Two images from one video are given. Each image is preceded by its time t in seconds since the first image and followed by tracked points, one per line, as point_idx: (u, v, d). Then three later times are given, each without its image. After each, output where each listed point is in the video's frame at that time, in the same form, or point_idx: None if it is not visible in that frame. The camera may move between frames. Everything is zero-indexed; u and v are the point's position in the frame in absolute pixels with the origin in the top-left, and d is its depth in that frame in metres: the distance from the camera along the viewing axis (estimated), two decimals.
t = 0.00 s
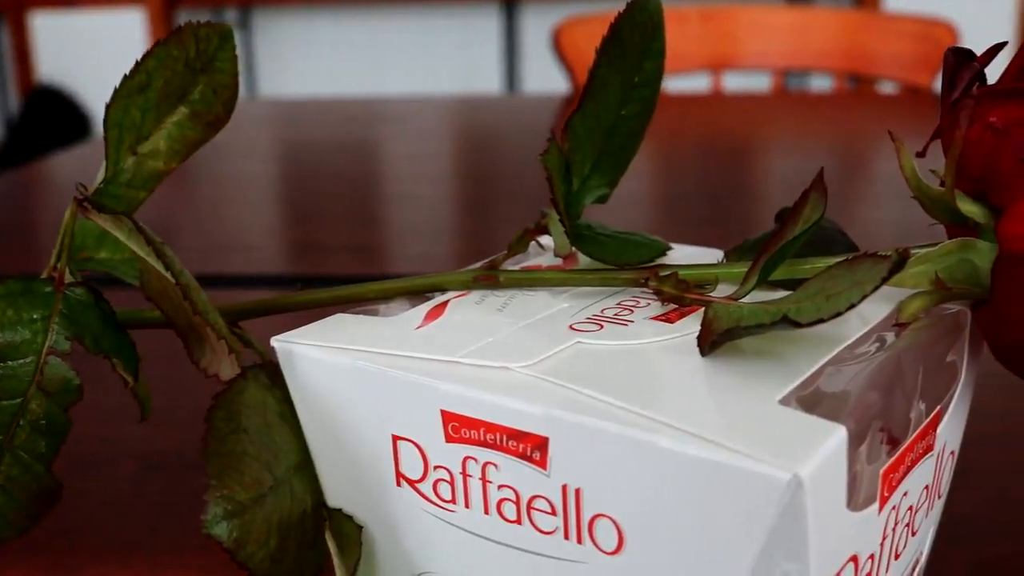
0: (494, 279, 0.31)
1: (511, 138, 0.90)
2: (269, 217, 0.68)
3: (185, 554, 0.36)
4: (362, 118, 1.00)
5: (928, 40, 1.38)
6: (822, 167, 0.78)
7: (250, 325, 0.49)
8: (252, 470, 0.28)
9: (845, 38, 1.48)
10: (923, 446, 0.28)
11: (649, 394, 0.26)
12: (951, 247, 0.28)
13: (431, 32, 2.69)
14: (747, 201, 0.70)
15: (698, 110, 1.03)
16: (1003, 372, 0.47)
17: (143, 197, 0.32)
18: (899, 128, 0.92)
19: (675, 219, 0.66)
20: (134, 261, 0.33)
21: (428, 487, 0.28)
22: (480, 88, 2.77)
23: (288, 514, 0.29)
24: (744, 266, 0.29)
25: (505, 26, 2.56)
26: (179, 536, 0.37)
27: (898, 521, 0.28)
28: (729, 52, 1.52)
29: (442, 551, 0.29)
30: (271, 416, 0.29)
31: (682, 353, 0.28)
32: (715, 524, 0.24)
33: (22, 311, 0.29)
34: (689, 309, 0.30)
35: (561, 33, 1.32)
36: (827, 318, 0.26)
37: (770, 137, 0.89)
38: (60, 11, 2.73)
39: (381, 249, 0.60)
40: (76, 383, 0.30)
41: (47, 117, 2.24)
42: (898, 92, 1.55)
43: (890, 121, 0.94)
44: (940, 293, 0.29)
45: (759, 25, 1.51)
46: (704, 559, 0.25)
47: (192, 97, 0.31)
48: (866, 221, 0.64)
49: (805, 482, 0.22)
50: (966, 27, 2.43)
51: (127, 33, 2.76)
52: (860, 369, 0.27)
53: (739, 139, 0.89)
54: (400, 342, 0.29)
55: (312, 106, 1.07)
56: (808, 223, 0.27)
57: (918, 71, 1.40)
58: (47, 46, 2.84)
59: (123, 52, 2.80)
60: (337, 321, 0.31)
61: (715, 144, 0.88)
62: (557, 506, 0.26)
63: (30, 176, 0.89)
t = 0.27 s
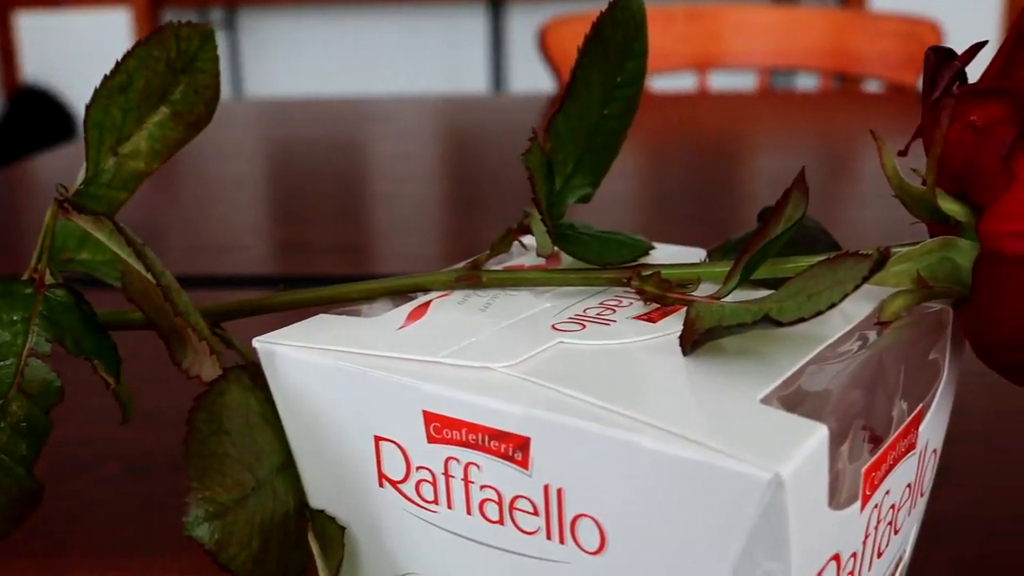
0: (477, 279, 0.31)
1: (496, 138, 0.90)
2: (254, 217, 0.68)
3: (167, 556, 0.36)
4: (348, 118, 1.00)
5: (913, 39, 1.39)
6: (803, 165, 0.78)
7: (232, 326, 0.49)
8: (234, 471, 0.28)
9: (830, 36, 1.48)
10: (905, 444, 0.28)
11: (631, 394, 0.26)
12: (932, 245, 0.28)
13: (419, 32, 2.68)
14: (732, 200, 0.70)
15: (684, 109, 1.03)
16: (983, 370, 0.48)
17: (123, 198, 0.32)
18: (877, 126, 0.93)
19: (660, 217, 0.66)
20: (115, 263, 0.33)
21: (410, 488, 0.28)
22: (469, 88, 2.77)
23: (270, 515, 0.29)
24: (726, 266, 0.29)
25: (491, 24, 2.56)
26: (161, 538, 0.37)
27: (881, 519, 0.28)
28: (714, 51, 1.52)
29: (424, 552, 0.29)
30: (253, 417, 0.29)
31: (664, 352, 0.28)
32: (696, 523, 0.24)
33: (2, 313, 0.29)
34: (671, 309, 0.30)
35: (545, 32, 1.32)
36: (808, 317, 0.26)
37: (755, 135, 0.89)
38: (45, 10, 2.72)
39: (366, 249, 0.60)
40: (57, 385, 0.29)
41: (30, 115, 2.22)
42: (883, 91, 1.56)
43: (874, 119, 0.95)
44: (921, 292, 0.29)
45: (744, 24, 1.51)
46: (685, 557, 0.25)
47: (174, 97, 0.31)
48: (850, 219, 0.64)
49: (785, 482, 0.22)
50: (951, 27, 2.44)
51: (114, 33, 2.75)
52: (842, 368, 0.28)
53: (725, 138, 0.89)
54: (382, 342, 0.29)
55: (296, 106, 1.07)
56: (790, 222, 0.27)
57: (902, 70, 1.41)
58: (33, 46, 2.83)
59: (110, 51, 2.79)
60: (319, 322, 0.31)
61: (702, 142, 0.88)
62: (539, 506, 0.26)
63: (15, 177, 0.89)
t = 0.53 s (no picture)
0: (457, 279, 0.31)
1: (481, 137, 0.89)
2: (239, 217, 0.68)
3: (146, 560, 0.35)
4: (332, 118, 1.00)
5: (896, 37, 1.39)
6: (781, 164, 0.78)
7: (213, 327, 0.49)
8: (214, 473, 0.28)
9: (814, 36, 1.49)
10: (885, 442, 0.28)
11: (612, 394, 0.26)
12: (911, 245, 0.29)
13: (406, 31, 2.68)
14: (716, 199, 0.70)
15: (669, 108, 1.03)
16: (963, 368, 0.48)
17: (103, 199, 0.32)
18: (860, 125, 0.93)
19: (644, 216, 0.66)
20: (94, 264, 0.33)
21: (390, 488, 0.28)
22: (457, 88, 2.77)
23: (250, 517, 0.29)
24: (706, 265, 0.29)
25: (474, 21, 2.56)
26: (138, 541, 0.37)
27: (861, 518, 0.28)
28: (698, 50, 1.52)
29: (406, 553, 0.29)
30: (233, 419, 0.29)
31: (643, 352, 0.28)
32: (675, 522, 0.24)
33: None
34: (652, 308, 0.30)
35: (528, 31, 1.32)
36: (787, 316, 0.26)
37: (740, 134, 0.90)
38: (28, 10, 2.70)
39: (350, 249, 0.60)
40: (35, 387, 0.29)
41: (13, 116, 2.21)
42: (866, 89, 1.56)
43: (858, 119, 0.95)
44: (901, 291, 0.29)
45: (728, 23, 1.51)
46: (665, 557, 0.25)
47: (153, 98, 0.31)
48: (833, 217, 0.65)
49: (765, 481, 0.22)
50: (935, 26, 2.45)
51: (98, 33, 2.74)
52: (822, 366, 0.28)
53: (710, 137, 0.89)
54: (362, 342, 0.29)
55: (279, 106, 1.07)
56: (769, 221, 0.27)
57: (885, 69, 1.42)
58: (18, 46, 2.81)
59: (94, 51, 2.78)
60: (299, 323, 0.31)
61: (687, 141, 0.88)
62: (519, 507, 0.26)
63: None
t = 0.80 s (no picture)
0: (435, 279, 0.31)
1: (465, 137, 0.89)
2: (221, 218, 0.68)
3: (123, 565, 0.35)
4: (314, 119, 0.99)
5: (877, 36, 1.40)
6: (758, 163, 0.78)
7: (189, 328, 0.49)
8: (191, 475, 0.28)
9: (796, 35, 1.49)
10: (864, 441, 0.28)
11: (589, 394, 0.26)
12: (890, 244, 0.29)
13: (394, 31, 2.67)
14: (699, 199, 0.70)
15: (651, 108, 1.03)
16: (941, 367, 0.48)
17: (80, 200, 0.32)
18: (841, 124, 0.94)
19: (628, 216, 0.66)
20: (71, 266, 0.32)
21: (369, 490, 0.28)
22: (444, 88, 2.77)
23: (228, 519, 0.29)
24: (684, 264, 0.29)
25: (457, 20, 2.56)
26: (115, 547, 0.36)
27: (840, 516, 0.28)
28: (680, 49, 1.52)
29: (384, 554, 0.29)
30: (210, 421, 0.29)
31: (621, 352, 0.28)
32: (652, 522, 0.24)
33: None
34: (631, 308, 0.30)
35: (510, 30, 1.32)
36: (764, 315, 0.26)
37: (723, 133, 0.90)
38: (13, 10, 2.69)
39: (332, 250, 0.60)
40: (11, 390, 0.29)
41: None
42: (848, 88, 1.57)
43: (840, 118, 0.95)
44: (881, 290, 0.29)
45: (709, 22, 1.51)
46: (643, 557, 0.25)
47: (129, 99, 0.31)
48: (813, 216, 0.65)
49: (741, 480, 0.22)
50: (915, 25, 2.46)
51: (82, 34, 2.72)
52: (800, 365, 0.28)
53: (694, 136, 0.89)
54: (341, 343, 0.29)
55: (261, 107, 1.06)
56: (747, 220, 0.27)
57: (866, 68, 1.42)
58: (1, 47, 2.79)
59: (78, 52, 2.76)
60: (276, 325, 0.30)
61: (671, 140, 0.88)
62: (497, 507, 0.26)
63: None
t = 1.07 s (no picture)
0: (412, 280, 0.31)
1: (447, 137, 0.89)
2: (203, 219, 0.67)
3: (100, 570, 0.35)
4: (295, 119, 0.99)
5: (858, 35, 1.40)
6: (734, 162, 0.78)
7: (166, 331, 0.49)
8: (167, 478, 0.28)
9: (778, 34, 1.50)
10: (841, 439, 0.28)
11: (565, 395, 0.26)
12: (868, 241, 0.29)
13: (380, 31, 2.66)
14: (681, 198, 0.70)
15: (633, 108, 1.02)
16: (918, 365, 0.48)
17: (54, 202, 0.32)
18: (822, 123, 0.94)
19: (610, 216, 0.66)
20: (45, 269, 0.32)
21: (345, 492, 0.28)
22: (430, 88, 2.77)
23: (204, 522, 0.29)
24: (660, 263, 0.29)
25: (441, 20, 2.56)
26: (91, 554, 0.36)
27: (817, 515, 0.28)
28: (662, 48, 1.52)
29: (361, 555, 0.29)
30: (186, 424, 0.29)
31: (598, 352, 0.28)
32: (628, 522, 0.24)
33: None
34: (607, 308, 0.30)
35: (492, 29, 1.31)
36: (739, 315, 0.26)
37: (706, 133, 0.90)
38: None
39: (313, 250, 0.60)
40: None
41: None
42: (830, 87, 1.58)
43: (822, 117, 0.96)
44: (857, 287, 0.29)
45: (691, 21, 1.51)
46: (619, 558, 0.25)
47: (104, 100, 0.30)
48: (794, 215, 0.65)
49: (716, 480, 0.22)
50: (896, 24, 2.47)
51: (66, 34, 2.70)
52: (776, 364, 0.28)
53: (677, 135, 0.90)
54: (317, 345, 0.28)
55: (243, 107, 1.06)
56: (722, 219, 0.27)
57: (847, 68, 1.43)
58: None
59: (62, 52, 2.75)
60: (252, 326, 0.30)
61: (654, 139, 0.88)
62: (474, 508, 0.26)
63: None
